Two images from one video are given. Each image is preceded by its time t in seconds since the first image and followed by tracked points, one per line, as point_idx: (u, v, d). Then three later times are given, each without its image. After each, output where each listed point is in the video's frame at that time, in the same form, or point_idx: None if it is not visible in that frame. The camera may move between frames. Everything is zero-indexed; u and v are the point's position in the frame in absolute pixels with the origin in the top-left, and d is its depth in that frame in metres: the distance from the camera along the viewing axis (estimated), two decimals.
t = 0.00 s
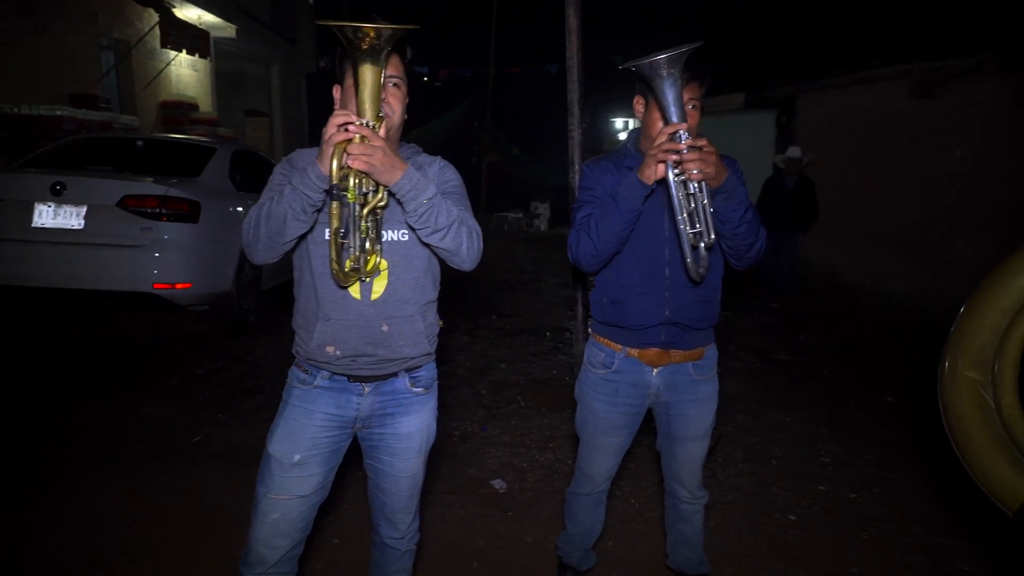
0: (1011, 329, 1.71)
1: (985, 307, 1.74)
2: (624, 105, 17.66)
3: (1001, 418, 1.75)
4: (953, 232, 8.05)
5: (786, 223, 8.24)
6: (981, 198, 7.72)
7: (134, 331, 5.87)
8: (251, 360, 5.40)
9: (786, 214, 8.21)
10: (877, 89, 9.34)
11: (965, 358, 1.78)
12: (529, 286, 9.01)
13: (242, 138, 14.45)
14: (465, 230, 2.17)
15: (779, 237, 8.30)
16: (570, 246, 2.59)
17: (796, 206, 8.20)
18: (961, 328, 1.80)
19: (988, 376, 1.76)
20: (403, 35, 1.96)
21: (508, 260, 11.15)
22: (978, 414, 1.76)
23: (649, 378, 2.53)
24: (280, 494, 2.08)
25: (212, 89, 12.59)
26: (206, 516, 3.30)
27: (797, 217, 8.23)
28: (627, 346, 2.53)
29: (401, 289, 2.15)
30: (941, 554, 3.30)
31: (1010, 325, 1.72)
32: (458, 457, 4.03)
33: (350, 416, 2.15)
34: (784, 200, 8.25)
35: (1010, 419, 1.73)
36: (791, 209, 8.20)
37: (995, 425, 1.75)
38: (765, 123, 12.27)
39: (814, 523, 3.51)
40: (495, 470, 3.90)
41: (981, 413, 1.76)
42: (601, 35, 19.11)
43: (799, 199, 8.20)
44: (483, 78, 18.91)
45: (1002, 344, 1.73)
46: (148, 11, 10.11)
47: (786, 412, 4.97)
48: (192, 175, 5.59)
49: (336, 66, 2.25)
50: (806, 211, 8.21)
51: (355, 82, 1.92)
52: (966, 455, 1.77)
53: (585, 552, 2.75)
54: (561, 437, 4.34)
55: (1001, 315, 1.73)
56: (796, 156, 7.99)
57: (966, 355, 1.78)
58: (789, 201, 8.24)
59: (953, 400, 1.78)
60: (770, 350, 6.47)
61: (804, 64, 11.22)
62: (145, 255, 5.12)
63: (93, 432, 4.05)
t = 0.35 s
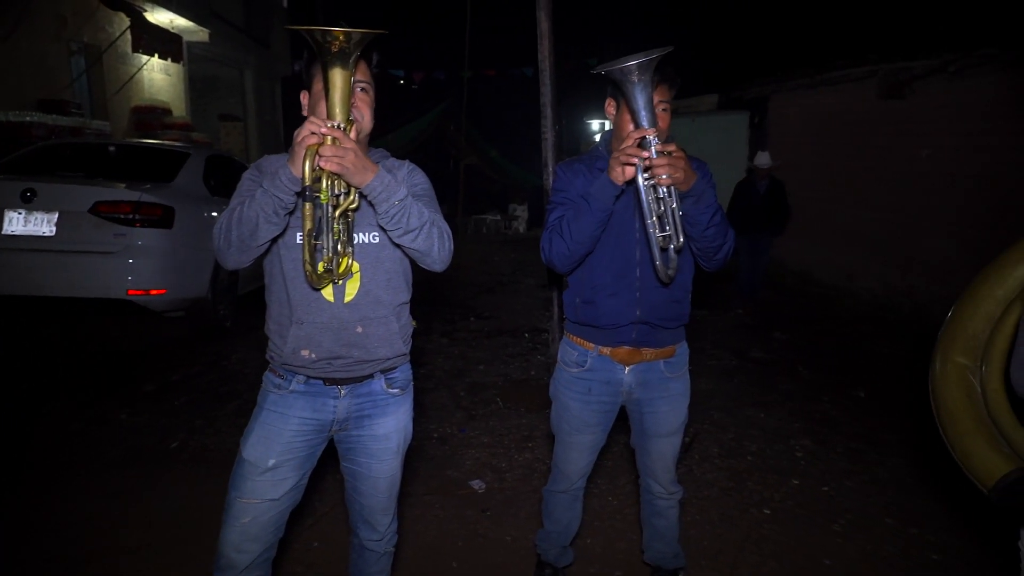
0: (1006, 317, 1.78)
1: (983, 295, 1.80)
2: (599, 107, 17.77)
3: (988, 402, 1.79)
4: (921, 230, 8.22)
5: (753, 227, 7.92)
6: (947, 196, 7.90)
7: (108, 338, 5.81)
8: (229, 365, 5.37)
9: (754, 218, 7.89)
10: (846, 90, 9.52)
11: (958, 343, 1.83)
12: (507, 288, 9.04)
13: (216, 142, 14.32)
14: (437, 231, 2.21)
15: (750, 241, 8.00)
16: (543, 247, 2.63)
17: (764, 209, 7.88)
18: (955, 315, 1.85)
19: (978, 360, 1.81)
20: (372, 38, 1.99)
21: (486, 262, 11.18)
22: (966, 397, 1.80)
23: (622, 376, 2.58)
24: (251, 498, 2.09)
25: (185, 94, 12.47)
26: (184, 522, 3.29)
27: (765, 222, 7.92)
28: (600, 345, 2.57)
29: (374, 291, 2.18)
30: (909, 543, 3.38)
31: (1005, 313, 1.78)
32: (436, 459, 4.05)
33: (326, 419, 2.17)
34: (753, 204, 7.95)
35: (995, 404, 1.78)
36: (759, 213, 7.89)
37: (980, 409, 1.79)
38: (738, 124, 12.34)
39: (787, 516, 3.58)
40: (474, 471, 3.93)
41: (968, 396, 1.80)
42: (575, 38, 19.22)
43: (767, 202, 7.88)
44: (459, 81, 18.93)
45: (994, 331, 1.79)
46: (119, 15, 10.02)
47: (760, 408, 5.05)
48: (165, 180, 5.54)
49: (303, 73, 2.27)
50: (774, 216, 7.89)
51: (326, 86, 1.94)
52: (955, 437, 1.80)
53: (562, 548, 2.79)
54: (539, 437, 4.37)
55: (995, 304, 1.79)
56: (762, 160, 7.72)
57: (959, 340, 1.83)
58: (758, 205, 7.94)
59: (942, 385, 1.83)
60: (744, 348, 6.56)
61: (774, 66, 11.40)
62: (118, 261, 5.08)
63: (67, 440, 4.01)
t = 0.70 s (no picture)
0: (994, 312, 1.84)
1: (974, 290, 1.88)
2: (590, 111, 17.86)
3: (973, 393, 1.87)
4: (909, 228, 8.31)
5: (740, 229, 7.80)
6: (934, 194, 7.98)
7: (103, 347, 5.83)
8: (223, 372, 5.40)
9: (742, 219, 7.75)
10: (833, 90, 9.61)
11: (946, 335, 1.92)
12: (500, 292, 9.09)
13: (208, 150, 14.34)
14: (424, 233, 2.26)
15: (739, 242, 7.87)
16: (530, 250, 2.67)
17: (752, 209, 7.75)
18: (949, 308, 1.94)
19: (966, 353, 1.89)
20: (353, 47, 2.04)
21: (479, 266, 11.22)
22: (952, 387, 1.89)
23: (611, 376, 2.62)
24: (242, 504, 2.12)
25: (177, 102, 12.49)
26: (180, 528, 3.32)
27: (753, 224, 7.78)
28: (589, 345, 2.61)
29: (364, 296, 2.22)
30: (898, 537, 3.43)
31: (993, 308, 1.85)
32: (430, 461, 4.08)
33: (319, 425, 2.20)
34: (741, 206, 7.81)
35: (980, 395, 1.86)
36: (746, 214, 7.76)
37: (965, 400, 1.88)
38: (727, 126, 12.42)
39: (778, 513, 3.62)
40: (468, 472, 3.97)
41: (955, 387, 1.89)
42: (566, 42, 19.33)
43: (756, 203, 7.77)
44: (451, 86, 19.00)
45: (982, 325, 1.87)
46: (110, 25, 10.05)
47: (751, 407, 5.10)
48: (158, 189, 5.57)
49: (285, 84, 2.32)
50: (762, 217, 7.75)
51: (310, 94, 1.98)
52: (939, 424, 1.91)
53: (555, 547, 2.82)
54: (532, 438, 4.41)
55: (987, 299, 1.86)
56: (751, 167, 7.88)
57: (950, 332, 1.92)
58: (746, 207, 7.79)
59: (929, 372, 1.93)
60: (736, 348, 6.62)
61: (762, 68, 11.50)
62: (112, 270, 5.10)
63: (62, 448, 4.04)
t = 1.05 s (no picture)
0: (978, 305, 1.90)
1: (959, 285, 1.94)
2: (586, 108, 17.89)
3: (962, 385, 1.91)
4: (903, 223, 8.36)
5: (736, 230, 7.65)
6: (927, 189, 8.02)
7: (102, 348, 5.86)
8: (223, 372, 5.43)
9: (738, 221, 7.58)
10: (826, 87, 9.65)
11: (934, 330, 1.94)
12: (498, 290, 9.12)
13: (205, 152, 14.35)
14: (418, 226, 2.30)
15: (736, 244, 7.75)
16: (524, 245, 2.71)
17: (750, 211, 7.56)
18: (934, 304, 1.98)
19: (953, 347, 1.93)
20: (340, 46, 2.07)
21: (477, 265, 11.25)
22: (942, 382, 1.92)
23: (604, 368, 2.66)
24: (241, 499, 2.16)
25: (173, 104, 12.50)
26: (180, 526, 3.36)
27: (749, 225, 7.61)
28: (582, 339, 2.65)
29: (358, 291, 2.26)
30: (889, 527, 3.48)
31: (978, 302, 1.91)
32: (428, 457, 4.12)
33: (314, 419, 2.24)
34: (739, 205, 7.62)
35: (969, 388, 1.90)
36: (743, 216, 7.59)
37: (955, 393, 1.92)
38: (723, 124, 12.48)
39: (771, 504, 3.66)
40: (466, 467, 4.01)
41: (944, 379, 1.92)
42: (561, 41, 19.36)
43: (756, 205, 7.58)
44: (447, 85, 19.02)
45: (968, 319, 1.91)
46: (105, 27, 10.07)
47: (747, 401, 5.14)
48: (155, 190, 5.60)
49: (274, 83, 2.35)
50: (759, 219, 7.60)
51: (299, 95, 2.01)
52: (930, 417, 1.94)
53: (551, 538, 2.86)
54: (529, 433, 4.45)
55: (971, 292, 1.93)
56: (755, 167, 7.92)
57: (937, 328, 1.95)
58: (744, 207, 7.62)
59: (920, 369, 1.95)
60: (732, 343, 6.67)
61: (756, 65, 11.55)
62: (110, 271, 5.13)
63: (63, 448, 4.07)
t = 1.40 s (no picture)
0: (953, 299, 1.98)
1: (935, 283, 2.03)
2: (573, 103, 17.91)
3: (939, 375, 1.95)
4: (886, 216, 8.46)
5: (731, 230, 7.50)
6: (909, 182, 8.13)
7: (89, 347, 5.84)
8: (211, 370, 5.43)
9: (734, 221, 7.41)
10: (810, 81, 9.74)
11: (911, 323, 2.02)
12: (486, 286, 9.15)
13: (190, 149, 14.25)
14: (404, 225, 2.33)
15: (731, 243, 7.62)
16: (510, 240, 2.74)
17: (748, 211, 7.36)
18: (912, 301, 2.06)
19: (929, 339, 1.99)
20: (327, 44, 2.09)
21: (465, 261, 11.26)
22: (918, 370, 1.96)
23: (591, 361, 2.70)
24: (232, 494, 2.18)
25: (157, 100, 12.40)
26: (172, 523, 3.37)
27: (746, 224, 7.42)
28: (569, 332, 2.69)
29: (345, 288, 2.28)
30: (872, 513, 3.55)
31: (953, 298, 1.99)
32: (418, 451, 4.16)
33: (304, 414, 2.27)
34: (737, 204, 7.44)
35: (946, 377, 1.93)
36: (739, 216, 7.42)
37: (932, 382, 1.94)
38: (708, 118, 12.56)
39: (757, 494, 3.72)
40: (455, 461, 4.04)
41: (921, 368, 1.96)
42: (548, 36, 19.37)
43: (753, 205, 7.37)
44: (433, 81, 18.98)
45: (945, 311, 1.99)
46: (88, 24, 9.99)
47: (732, 392, 5.21)
48: (141, 188, 5.58)
49: (263, 80, 2.37)
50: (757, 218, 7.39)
51: (287, 93, 2.03)
52: (908, 405, 1.96)
53: (540, 529, 2.90)
54: (518, 427, 4.49)
55: (947, 289, 2.01)
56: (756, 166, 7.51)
57: (914, 322, 2.03)
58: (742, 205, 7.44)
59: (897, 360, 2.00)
60: (718, 336, 6.74)
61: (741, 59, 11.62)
62: (96, 270, 5.12)
63: (52, 446, 4.08)
